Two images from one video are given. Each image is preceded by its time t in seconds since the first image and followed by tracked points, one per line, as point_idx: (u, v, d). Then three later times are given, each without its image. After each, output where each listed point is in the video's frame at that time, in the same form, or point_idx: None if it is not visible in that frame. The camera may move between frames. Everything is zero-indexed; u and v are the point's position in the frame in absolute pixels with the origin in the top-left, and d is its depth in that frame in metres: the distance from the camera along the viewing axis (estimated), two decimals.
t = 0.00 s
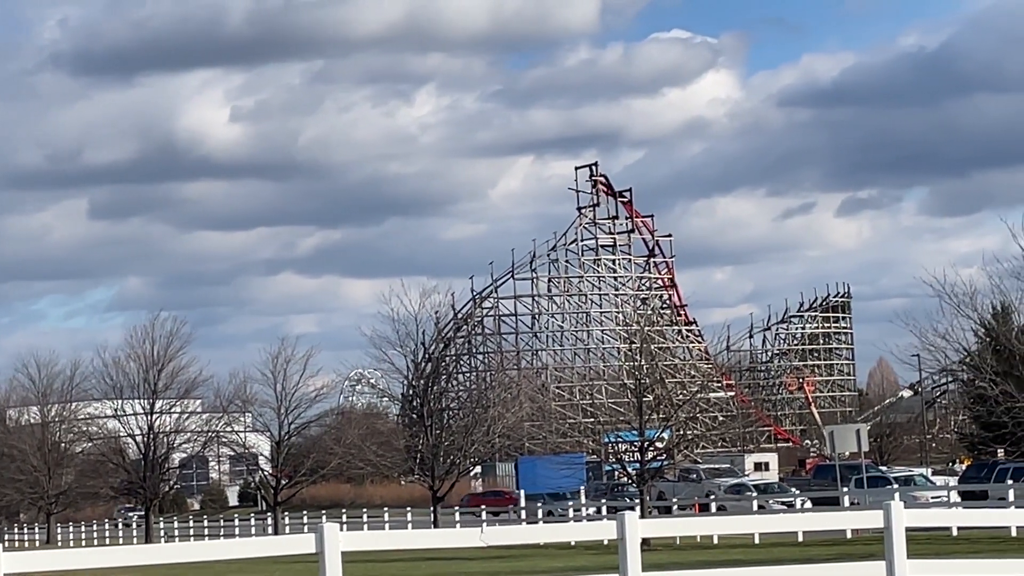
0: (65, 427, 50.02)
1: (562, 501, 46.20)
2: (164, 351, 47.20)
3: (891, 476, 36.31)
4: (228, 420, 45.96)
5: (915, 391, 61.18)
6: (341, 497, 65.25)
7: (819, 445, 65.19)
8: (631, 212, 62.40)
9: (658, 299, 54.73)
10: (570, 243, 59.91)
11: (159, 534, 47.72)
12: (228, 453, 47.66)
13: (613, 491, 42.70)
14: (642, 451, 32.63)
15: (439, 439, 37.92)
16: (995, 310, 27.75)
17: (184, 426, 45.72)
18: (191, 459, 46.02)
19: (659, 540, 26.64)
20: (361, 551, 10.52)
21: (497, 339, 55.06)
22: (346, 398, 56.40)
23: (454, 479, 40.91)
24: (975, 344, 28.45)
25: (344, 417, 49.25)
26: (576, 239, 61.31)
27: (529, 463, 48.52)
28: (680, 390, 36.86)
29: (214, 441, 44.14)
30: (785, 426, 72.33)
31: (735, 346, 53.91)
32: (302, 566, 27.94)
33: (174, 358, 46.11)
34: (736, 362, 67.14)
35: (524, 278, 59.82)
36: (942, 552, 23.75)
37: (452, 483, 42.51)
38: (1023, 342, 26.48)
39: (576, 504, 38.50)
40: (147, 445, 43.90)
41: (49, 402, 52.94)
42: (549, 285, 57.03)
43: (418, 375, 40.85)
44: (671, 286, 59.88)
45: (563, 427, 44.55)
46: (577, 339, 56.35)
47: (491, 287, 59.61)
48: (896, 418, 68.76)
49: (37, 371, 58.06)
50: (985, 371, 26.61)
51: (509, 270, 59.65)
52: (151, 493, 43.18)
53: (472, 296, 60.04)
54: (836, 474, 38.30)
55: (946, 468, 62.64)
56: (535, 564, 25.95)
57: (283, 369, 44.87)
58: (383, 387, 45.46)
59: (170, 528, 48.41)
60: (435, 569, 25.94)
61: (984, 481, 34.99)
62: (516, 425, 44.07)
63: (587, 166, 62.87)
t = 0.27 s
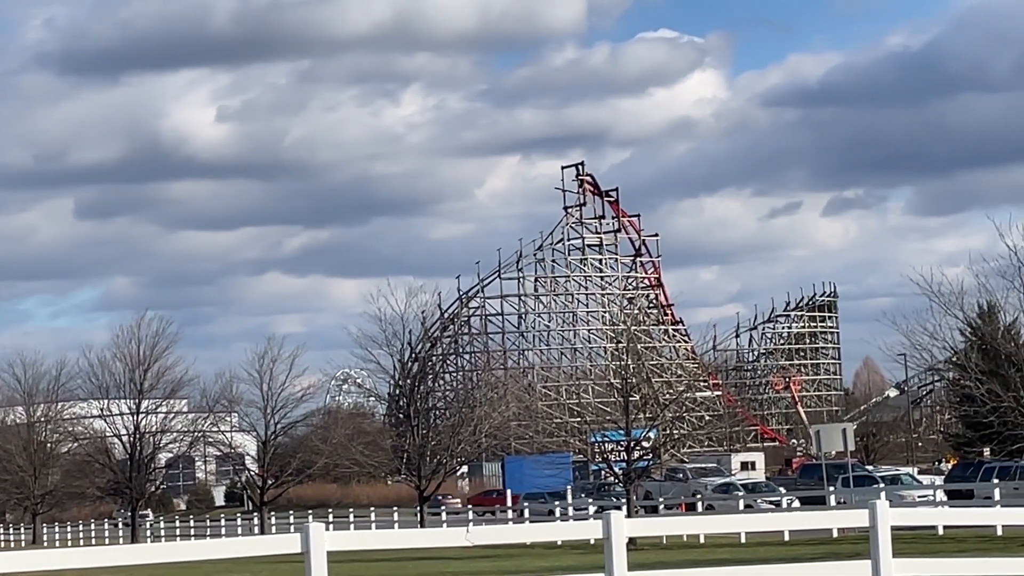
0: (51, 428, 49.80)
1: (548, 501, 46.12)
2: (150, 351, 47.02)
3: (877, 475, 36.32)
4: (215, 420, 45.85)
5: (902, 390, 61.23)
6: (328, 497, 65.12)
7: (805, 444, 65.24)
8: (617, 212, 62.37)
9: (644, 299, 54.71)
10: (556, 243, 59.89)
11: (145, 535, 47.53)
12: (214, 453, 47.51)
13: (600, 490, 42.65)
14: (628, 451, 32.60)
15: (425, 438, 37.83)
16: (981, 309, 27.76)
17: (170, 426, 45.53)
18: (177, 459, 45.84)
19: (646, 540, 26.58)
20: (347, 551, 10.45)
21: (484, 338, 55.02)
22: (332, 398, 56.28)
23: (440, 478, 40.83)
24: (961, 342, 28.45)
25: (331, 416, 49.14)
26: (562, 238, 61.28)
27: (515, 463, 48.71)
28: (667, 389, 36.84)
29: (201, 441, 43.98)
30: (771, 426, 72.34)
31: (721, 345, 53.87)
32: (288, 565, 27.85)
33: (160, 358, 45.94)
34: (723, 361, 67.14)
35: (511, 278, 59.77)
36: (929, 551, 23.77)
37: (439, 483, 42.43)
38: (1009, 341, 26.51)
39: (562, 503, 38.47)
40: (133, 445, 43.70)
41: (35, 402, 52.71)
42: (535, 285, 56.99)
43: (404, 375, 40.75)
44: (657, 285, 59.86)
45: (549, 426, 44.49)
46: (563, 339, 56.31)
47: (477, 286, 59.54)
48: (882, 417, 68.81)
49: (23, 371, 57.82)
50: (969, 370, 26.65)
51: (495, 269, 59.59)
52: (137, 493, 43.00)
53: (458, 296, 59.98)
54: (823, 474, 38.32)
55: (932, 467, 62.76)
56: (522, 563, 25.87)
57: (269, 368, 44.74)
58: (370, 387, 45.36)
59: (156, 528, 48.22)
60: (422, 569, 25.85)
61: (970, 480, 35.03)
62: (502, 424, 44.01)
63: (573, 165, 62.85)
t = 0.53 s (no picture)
0: (37, 426, 49.58)
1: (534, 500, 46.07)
2: (136, 350, 46.84)
3: (863, 474, 36.33)
4: (201, 419, 45.74)
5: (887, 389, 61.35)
6: (314, 495, 65.02)
7: (791, 443, 65.35)
8: (604, 211, 62.37)
9: (631, 297, 54.73)
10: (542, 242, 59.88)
11: (131, 534, 47.37)
12: (200, 452, 47.36)
13: (587, 489, 42.65)
14: (614, 449, 32.60)
15: (412, 437, 37.78)
16: (967, 307, 27.77)
17: (156, 425, 45.35)
18: (163, 459, 45.68)
19: (632, 538, 26.53)
20: (333, 549, 10.39)
21: (471, 337, 54.99)
22: (319, 397, 56.17)
23: (427, 477, 40.80)
24: (947, 341, 28.46)
25: (318, 415, 49.05)
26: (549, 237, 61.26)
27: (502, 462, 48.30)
28: (653, 388, 36.82)
29: (187, 440, 43.84)
30: (757, 424, 72.40)
31: (708, 343, 53.91)
32: (274, 564, 27.79)
33: (146, 356, 45.76)
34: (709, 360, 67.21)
35: (497, 276, 59.75)
36: (914, 549, 23.82)
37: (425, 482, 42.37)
38: (995, 339, 26.52)
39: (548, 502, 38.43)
40: (119, 444, 43.51)
41: (20, 401, 52.50)
42: (522, 284, 56.95)
43: (391, 374, 40.69)
44: (643, 284, 59.87)
45: (536, 425, 44.48)
46: (550, 338, 56.31)
47: (464, 285, 59.49)
48: (868, 416, 68.93)
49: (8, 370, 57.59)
50: (955, 369, 26.65)
51: (482, 268, 59.54)
52: (123, 493, 42.84)
53: (445, 294, 59.92)
54: (809, 472, 38.39)
55: (918, 465, 62.85)
56: (507, 562, 25.83)
57: (255, 367, 44.61)
58: (356, 386, 45.26)
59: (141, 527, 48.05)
60: (408, 568, 25.81)
61: (955, 478, 35.08)
62: (488, 423, 43.98)
63: (560, 164, 62.83)
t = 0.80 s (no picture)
0: (24, 424, 49.40)
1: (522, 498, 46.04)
2: (123, 348, 46.69)
3: (850, 471, 36.38)
4: (188, 417, 45.63)
5: (875, 386, 61.44)
6: (302, 493, 64.98)
7: (779, 440, 65.42)
8: (592, 208, 62.36)
9: (619, 295, 54.75)
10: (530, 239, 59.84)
11: (118, 532, 47.26)
12: (188, 450, 47.26)
13: (574, 486, 42.63)
14: (602, 447, 32.59)
15: (399, 435, 37.72)
16: (954, 304, 27.77)
17: (143, 422, 45.22)
18: (150, 457, 45.55)
19: (620, 535, 26.53)
20: (319, 547, 10.36)
21: (458, 334, 54.95)
22: (307, 394, 56.08)
23: (415, 475, 40.75)
24: (933, 338, 28.49)
25: (305, 413, 48.97)
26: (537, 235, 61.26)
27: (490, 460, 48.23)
28: (640, 385, 36.80)
29: (174, 438, 43.73)
30: (745, 421, 72.47)
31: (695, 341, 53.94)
32: (261, 562, 27.76)
33: (134, 354, 45.63)
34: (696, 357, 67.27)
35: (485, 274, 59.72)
36: (900, 546, 23.87)
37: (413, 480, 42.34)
38: (982, 337, 26.52)
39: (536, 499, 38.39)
40: (106, 442, 43.37)
41: (7, 399, 52.34)
42: (510, 281, 56.92)
43: (378, 372, 40.63)
44: (631, 282, 59.88)
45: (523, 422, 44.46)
46: (538, 335, 56.31)
47: (452, 283, 59.45)
48: (856, 412, 69.03)
49: None
50: (942, 366, 26.67)
51: (469, 265, 59.51)
52: (110, 491, 42.72)
53: (432, 292, 59.87)
54: (796, 469, 38.43)
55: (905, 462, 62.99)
56: (494, 559, 25.84)
57: (243, 364, 44.51)
58: (344, 383, 45.19)
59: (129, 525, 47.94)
60: (395, 565, 25.79)
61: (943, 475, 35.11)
62: (476, 421, 43.96)
63: (548, 161, 62.81)
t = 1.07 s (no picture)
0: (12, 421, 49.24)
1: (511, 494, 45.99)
2: (112, 344, 46.55)
3: (839, 466, 36.42)
4: (177, 413, 45.52)
5: (863, 381, 61.50)
6: (292, 489, 64.92)
7: (768, 435, 65.47)
8: (581, 204, 62.33)
9: (607, 291, 54.72)
10: (519, 235, 59.80)
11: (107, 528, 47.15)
12: (177, 446, 47.14)
13: (563, 482, 42.61)
14: (591, 443, 32.57)
15: (388, 431, 37.66)
16: (942, 300, 27.79)
17: (132, 419, 45.08)
18: (139, 453, 45.43)
19: (608, 531, 26.51)
20: (306, 543, 10.29)
21: (447, 330, 54.90)
22: (296, 391, 56.00)
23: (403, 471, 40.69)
24: (921, 333, 28.48)
25: (294, 409, 48.88)
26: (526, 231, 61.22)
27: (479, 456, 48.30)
28: (629, 381, 36.80)
29: (163, 434, 43.62)
30: (734, 417, 72.53)
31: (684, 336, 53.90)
32: (248, 559, 27.70)
33: (123, 351, 45.49)
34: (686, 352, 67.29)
35: (474, 270, 59.67)
36: (889, 542, 23.88)
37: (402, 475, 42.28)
38: (970, 333, 26.55)
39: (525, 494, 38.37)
40: (95, 439, 43.24)
41: None
42: (499, 277, 56.88)
43: (367, 368, 40.55)
44: (620, 278, 59.86)
45: (512, 418, 44.42)
46: (527, 331, 56.27)
47: (441, 279, 59.38)
48: (845, 408, 69.09)
49: None
50: (930, 361, 26.69)
51: (458, 261, 59.46)
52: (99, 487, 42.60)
53: (422, 288, 59.80)
54: (785, 465, 38.45)
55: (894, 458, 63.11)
56: (482, 555, 25.81)
57: (232, 360, 44.40)
58: (333, 379, 45.12)
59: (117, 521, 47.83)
60: (383, 561, 25.75)
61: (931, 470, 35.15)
62: (465, 417, 43.91)
63: (537, 157, 62.74)
